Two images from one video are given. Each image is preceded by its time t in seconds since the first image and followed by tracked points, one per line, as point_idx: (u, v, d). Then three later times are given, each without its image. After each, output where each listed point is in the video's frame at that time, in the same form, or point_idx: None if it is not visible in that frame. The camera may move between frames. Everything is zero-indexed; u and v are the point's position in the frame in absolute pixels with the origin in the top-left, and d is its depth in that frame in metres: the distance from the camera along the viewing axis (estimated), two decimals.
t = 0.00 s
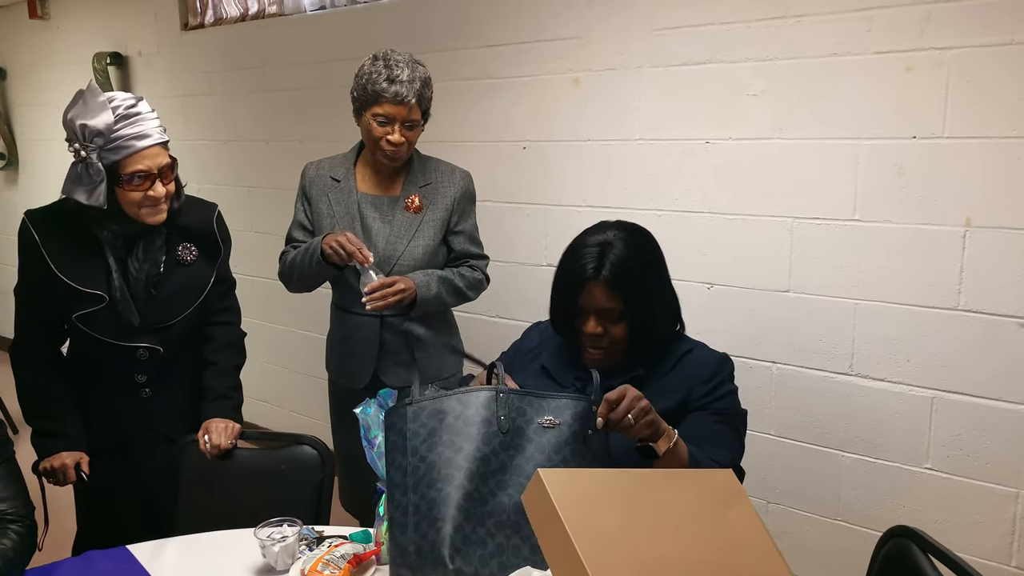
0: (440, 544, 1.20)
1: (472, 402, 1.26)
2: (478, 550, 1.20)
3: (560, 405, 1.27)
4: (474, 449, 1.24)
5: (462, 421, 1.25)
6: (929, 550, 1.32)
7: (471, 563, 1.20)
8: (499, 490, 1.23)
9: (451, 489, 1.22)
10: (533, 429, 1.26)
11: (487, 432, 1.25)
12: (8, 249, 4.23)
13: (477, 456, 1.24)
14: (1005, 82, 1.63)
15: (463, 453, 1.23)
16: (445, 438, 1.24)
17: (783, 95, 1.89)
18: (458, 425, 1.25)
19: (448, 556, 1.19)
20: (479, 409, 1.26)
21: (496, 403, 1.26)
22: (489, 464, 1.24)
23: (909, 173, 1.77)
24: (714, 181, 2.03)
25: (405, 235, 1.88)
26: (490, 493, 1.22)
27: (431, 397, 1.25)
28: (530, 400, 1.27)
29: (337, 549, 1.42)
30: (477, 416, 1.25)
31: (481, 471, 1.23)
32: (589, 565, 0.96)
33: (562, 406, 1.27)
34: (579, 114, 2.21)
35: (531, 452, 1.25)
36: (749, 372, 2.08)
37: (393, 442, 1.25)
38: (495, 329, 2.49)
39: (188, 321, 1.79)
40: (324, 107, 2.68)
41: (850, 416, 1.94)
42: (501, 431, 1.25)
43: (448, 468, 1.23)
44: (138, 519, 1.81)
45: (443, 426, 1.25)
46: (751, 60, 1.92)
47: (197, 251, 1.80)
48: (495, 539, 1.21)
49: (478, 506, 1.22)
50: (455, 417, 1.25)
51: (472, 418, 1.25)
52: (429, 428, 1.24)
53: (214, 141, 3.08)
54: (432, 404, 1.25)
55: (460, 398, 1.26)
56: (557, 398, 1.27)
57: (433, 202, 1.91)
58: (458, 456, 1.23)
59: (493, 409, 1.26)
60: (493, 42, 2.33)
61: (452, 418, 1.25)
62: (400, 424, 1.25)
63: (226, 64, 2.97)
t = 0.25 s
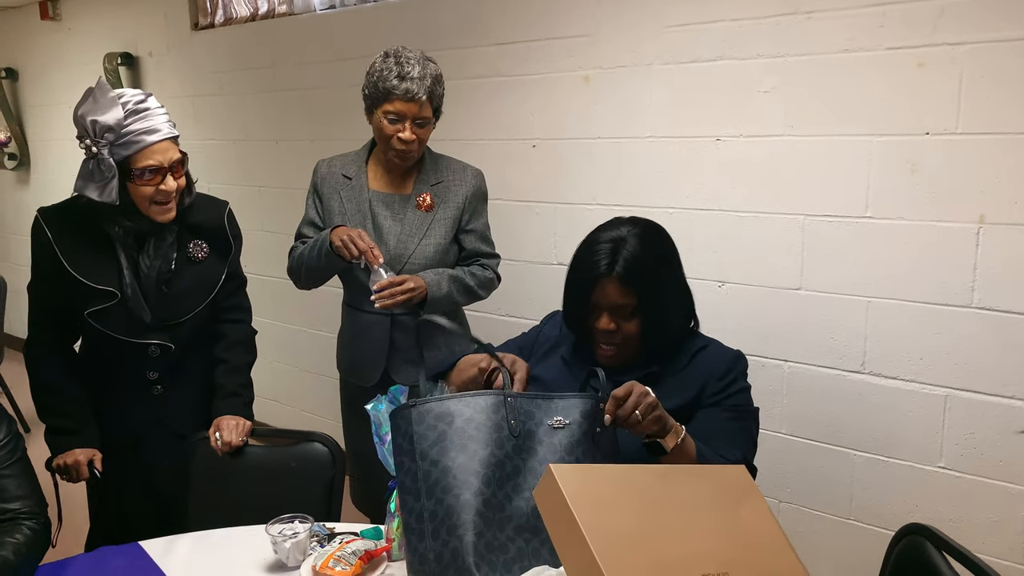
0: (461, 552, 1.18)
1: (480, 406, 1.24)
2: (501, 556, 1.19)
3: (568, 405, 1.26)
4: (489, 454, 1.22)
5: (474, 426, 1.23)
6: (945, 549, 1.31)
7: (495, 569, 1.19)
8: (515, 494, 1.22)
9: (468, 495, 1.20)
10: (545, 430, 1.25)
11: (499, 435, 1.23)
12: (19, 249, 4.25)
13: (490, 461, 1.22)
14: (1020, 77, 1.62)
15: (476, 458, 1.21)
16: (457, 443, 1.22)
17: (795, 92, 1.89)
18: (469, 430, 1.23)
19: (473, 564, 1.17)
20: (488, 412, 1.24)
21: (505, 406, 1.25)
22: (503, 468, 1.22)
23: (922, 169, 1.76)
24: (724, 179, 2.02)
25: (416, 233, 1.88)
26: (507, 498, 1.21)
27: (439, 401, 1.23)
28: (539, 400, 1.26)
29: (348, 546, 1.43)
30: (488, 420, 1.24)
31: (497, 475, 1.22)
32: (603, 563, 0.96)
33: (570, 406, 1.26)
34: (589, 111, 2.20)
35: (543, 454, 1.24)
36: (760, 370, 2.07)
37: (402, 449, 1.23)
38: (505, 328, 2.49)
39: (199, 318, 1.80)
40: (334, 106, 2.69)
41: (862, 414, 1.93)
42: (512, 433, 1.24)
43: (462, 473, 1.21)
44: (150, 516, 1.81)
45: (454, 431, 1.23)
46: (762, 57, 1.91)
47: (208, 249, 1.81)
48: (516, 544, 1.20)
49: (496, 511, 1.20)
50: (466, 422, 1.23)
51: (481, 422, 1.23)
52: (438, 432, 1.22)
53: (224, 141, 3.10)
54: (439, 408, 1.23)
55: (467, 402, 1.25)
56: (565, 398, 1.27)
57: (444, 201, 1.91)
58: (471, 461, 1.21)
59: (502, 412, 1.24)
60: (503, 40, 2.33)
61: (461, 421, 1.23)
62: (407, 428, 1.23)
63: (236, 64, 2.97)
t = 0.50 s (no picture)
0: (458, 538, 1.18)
1: (487, 392, 1.23)
2: (498, 544, 1.18)
3: (575, 394, 1.24)
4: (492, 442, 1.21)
5: (478, 412, 1.22)
6: (952, 532, 1.31)
7: (492, 557, 1.18)
8: (517, 482, 1.21)
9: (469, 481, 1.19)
10: (551, 419, 1.23)
11: (504, 423, 1.22)
12: (27, 239, 4.27)
13: (493, 448, 1.20)
14: None
15: (479, 444, 1.20)
16: (461, 429, 1.21)
17: (804, 79, 1.88)
18: (473, 415, 1.22)
19: (469, 551, 1.17)
20: (495, 399, 1.23)
21: (512, 393, 1.23)
22: (506, 455, 1.21)
23: (932, 157, 1.75)
24: (733, 167, 2.01)
25: (426, 221, 1.88)
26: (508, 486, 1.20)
27: (444, 384, 1.22)
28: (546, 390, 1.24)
29: (356, 530, 1.43)
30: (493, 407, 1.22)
31: (499, 462, 1.20)
32: (613, 544, 0.97)
33: (578, 395, 1.24)
34: (597, 100, 2.20)
35: (548, 444, 1.22)
36: (768, 359, 2.07)
37: (408, 431, 1.23)
38: (512, 318, 2.49)
39: (207, 305, 1.81)
40: (341, 95, 2.69)
41: (870, 403, 1.92)
42: (517, 422, 1.22)
43: (465, 459, 1.19)
44: (159, 501, 1.82)
45: (458, 417, 1.21)
46: (771, 44, 1.90)
47: (216, 235, 1.82)
48: (515, 532, 1.19)
49: (497, 499, 1.19)
50: (470, 408, 1.22)
51: (487, 408, 1.22)
52: (443, 416, 1.21)
53: (231, 130, 3.10)
54: (446, 391, 1.22)
55: (475, 388, 1.23)
56: (574, 387, 1.25)
57: (454, 188, 1.90)
58: (475, 447, 1.20)
59: (509, 400, 1.23)
60: (511, 28, 2.32)
61: (466, 407, 1.22)
62: (413, 410, 1.23)
63: (243, 53, 2.97)
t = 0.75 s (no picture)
0: (483, 526, 1.19)
1: (505, 376, 1.23)
2: (522, 531, 1.20)
3: (592, 377, 1.24)
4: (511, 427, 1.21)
5: (497, 397, 1.22)
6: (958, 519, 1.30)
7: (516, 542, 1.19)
8: (538, 467, 1.21)
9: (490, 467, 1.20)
10: (568, 403, 1.23)
11: (522, 408, 1.22)
12: (32, 226, 4.28)
13: (513, 434, 1.21)
14: None
15: (499, 431, 1.21)
16: (480, 414, 1.21)
17: (812, 66, 1.87)
18: (491, 400, 1.22)
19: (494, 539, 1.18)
20: (512, 383, 1.23)
21: (529, 377, 1.23)
22: (526, 441, 1.22)
23: (940, 145, 1.74)
24: (740, 155, 2.01)
25: (436, 207, 1.88)
26: (530, 472, 1.21)
27: (460, 368, 1.22)
28: (563, 372, 1.24)
29: (363, 512, 1.44)
30: (511, 391, 1.23)
31: (519, 448, 1.21)
32: (621, 526, 0.97)
33: (594, 379, 1.24)
34: (604, 87, 2.19)
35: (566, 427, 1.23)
36: (774, 347, 2.07)
37: (426, 415, 1.22)
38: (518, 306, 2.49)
39: (215, 289, 1.83)
40: (348, 82, 2.68)
41: (876, 392, 1.92)
42: (535, 406, 1.23)
43: (485, 445, 1.20)
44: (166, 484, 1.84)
45: (476, 402, 1.21)
46: (780, 31, 1.90)
47: (225, 220, 1.83)
48: (537, 518, 1.20)
49: (519, 485, 1.20)
50: (488, 393, 1.22)
51: (504, 393, 1.22)
52: (462, 401, 1.21)
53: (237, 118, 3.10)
54: (463, 375, 1.22)
55: (492, 371, 1.23)
56: (591, 369, 1.24)
57: (465, 175, 1.90)
58: (495, 433, 1.21)
59: (527, 383, 1.23)
60: (518, 15, 2.32)
61: (484, 392, 1.22)
62: (431, 395, 1.22)
63: (248, 41, 2.97)
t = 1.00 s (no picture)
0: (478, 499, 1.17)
1: (505, 356, 1.24)
2: (517, 505, 1.18)
3: (592, 360, 1.25)
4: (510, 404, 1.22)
5: (496, 376, 1.23)
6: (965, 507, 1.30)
7: (511, 517, 1.18)
8: (536, 445, 1.21)
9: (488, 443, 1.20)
10: (568, 384, 1.24)
11: (522, 387, 1.23)
12: (37, 215, 4.29)
13: (512, 411, 1.21)
14: None
15: (498, 407, 1.21)
16: (479, 392, 1.22)
17: (819, 56, 1.87)
18: (492, 379, 1.23)
19: (488, 511, 1.17)
20: (512, 363, 1.24)
21: (529, 357, 1.24)
22: (525, 419, 1.22)
23: (947, 135, 1.74)
24: (746, 145, 2.01)
25: (446, 196, 1.88)
26: (527, 449, 1.21)
27: (462, 348, 1.24)
28: (563, 354, 1.25)
29: (369, 498, 1.45)
30: (511, 370, 1.24)
31: (518, 425, 1.21)
32: (628, 508, 0.97)
33: (594, 361, 1.25)
34: (610, 76, 2.19)
35: (566, 407, 1.23)
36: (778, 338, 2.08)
37: (426, 396, 1.24)
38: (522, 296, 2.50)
39: (222, 275, 1.84)
40: (352, 72, 2.68)
41: (880, 383, 1.93)
42: (535, 386, 1.23)
43: (483, 422, 1.20)
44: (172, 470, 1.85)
45: (476, 380, 1.23)
46: (786, 20, 1.89)
47: (232, 206, 1.84)
48: (534, 494, 1.19)
49: (516, 461, 1.20)
50: (488, 372, 1.23)
51: (505, 371, 1.23)
52: (462, 379, 1.23)
53: (242, 108, 3.10)
54: (463, 354, 1.24)
55: (493, 352, 1.25)
56: (591, 352, 1.26)
57: (475, 164, 1.90)
58: (493, 410, 1.21)
59: (527, 364, 1.24)
60: (523, 4, 2.31)
61: (485, 371, 1.24)
62: (432, 374, 1.24)
63: (253, 30, 2.96)
